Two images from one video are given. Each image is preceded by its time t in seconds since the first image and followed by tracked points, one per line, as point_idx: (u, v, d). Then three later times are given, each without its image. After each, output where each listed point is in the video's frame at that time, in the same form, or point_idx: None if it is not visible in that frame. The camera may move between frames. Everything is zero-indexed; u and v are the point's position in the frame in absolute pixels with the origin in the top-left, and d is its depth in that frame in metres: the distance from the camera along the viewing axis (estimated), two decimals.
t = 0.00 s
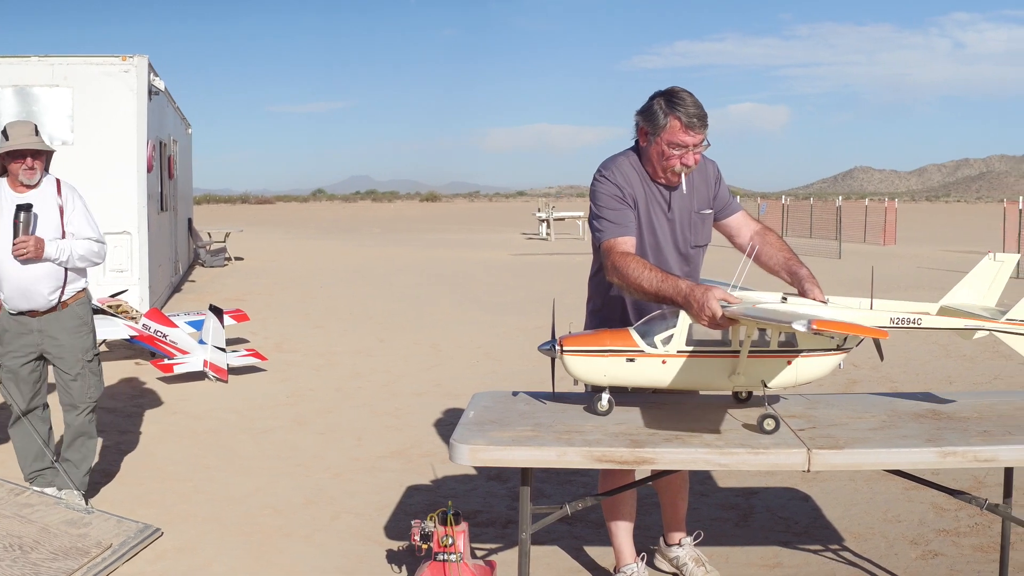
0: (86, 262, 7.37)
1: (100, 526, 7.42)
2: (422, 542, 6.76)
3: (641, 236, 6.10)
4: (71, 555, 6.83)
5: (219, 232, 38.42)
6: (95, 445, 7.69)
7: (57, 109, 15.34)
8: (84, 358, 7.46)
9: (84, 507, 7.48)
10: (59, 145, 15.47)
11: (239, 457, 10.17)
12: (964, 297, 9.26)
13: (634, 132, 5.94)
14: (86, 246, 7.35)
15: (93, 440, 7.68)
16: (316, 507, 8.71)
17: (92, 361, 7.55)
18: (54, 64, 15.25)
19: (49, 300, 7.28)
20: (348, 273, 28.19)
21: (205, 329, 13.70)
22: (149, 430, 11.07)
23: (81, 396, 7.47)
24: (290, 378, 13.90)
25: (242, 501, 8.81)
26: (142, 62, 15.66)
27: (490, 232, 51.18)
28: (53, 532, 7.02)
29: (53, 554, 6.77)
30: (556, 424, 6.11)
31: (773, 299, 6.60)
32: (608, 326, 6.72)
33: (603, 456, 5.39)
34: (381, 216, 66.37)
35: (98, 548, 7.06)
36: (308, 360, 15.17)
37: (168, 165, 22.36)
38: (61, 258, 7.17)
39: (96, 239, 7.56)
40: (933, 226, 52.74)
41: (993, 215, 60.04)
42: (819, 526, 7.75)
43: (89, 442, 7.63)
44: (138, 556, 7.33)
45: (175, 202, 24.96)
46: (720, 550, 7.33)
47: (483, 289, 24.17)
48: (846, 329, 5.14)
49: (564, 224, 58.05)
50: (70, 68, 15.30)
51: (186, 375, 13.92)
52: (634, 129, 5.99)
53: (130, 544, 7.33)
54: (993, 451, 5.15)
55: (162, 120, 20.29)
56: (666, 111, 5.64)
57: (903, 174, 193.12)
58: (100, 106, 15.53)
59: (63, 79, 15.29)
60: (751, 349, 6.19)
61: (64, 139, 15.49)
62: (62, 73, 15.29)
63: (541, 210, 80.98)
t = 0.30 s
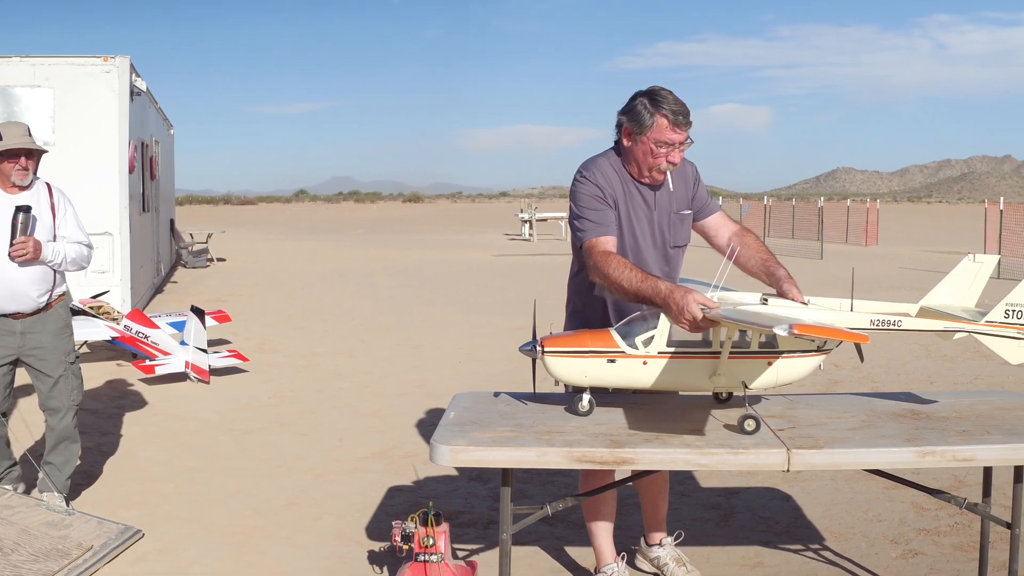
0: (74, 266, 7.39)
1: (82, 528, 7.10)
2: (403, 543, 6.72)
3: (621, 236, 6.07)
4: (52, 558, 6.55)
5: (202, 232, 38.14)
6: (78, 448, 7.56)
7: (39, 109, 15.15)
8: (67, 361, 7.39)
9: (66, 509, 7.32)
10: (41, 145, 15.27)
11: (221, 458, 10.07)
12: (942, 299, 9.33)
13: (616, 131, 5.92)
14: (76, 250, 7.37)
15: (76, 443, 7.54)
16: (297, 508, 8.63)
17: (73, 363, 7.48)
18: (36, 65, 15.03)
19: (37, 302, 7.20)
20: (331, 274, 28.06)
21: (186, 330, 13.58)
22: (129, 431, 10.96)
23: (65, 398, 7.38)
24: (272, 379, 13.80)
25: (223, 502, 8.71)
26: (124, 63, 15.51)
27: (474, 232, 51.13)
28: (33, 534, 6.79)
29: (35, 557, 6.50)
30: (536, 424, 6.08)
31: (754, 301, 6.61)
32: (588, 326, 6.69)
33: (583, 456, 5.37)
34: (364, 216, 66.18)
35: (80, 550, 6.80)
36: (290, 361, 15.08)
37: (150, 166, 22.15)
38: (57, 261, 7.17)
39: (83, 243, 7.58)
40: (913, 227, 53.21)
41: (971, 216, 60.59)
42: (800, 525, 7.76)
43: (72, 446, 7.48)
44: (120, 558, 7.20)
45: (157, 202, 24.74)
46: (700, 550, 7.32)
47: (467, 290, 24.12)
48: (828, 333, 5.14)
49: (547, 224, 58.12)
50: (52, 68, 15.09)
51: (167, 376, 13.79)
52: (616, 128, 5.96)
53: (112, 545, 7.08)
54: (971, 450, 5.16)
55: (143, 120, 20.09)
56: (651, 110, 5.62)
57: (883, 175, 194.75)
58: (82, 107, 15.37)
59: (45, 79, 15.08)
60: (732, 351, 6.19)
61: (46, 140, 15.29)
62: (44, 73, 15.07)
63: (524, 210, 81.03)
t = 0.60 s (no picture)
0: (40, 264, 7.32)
1: (59, 529, 7.27)
2: (381, 542, 6.64)
3: (595, 235, 6.04)
4: (30, 559, 6.68)
5: (181, 233, 37.80)
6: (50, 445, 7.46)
7: (17, 109, 14.94)
8: (37, 357, 7.30)
9: (43, 511, 7.35)
10: (18, 145, 15.05)
11: (200, 459, 9.96)
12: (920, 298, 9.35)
13: (593, 131, 5.87)
14: (43, 248, 7.31)
15: (48, 440, 7.43)
16: (276, 509, 8.55)
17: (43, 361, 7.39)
18: (14, 64, 14.85)
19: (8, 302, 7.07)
20: (311, 274, 27.88)
21: (166, 331, 13.43)
22: (106, 432, 10.82)
23: (36, 394, 7.26)
24: (252, 380, 13.67)
25: (202, 503, 8.62)
26: (104, 63, 15.31)
27: (455, 233, 51.02)
28: (11, 535, 6.89)
29: (11, 557, 6.61)
30: (515, 424, 6.04)
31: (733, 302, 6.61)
32: (565, 326, 6.66)
33: (561, 455, 5.33)
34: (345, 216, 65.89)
35: (57, 551, 6.93)
36: (269, 362, 14.95)
37: (130, 166, 21.91)
38: (27, 259, 7.11)
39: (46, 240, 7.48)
40: (891, 228, 53.64)
41: (948, 217, 61.13)
42: (779, 525, 7.77)
43: (45, 443, 7.37)
44: (97, 560, 7.20)
45: (136, 203, 24.49)
46: (680, 549, 7.30)
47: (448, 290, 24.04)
48: (809, 333, 5.14)
49: (529, 225, 58.13)
50: (30, 68, 14.90)
51: (146, 377, 13.63)
52: (593, 128, 5.92)
53: (89, 548, 7.17)
54: (948, 449, 5.16)
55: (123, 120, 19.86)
56: (626, 112, 5.58)
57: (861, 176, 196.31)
58: (60, 107, 15.15)
59: (23, 79, 14.88)
60: (711, 350, 6.18)
61: (25, 140, 15.07)
62: (22, 73, 14.88)
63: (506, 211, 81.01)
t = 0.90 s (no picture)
0: None
1: (33, 531, 7.19)
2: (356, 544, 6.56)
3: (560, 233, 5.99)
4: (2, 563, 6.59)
5: (156, 233, 37.36)
6: (17, 445, 7.32)
7: None
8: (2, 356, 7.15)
9: (15, 513, 7.24)
10: None
11: (174, 460, 9.81)
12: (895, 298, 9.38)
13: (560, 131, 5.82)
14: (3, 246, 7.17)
15: (15, 440, 7.30)
16: (252, 510, 8.43)
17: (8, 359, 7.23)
18: None
19: None
20: (287, 276, 27.65)
21: (141, 332, 13.24)
22: (78, 433, 10.64)
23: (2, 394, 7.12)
24: (227, 381, 13.50)
25: (177, 505, 8.48)
26: (78, 63, 15.04)
27: (433, 234, 50.85)
28: None
29: None
30: (490, 424, 5.97)
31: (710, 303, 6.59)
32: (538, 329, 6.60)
33: (537, 456, 5.28)
34: (321, 217, 65.54)
35: (31, 555, 6.83)
36: (244, 363, 14.78)
37: (105, 167, 21.60)
38: None
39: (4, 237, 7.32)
40: (866, 228, 54.10)
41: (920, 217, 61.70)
42: (755, 524, 7.75)
43: (11, 443, 7.24)
44: (70, 563, 7.06)
45: (111, 204, 24.17)
46: (656, 549, 7.27)
47: (425, 291, 23.91)
48: (784, 333, 5.13)
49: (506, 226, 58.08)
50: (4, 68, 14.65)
51: (121, 379, 13.42)
52: (560, 128, 5.87)
53: (63, 551, 7.09)
54: (924, 448, 5.15)
55: (98, 119, 19.54)
56: (589, 116, 5.51)
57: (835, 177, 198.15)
58: (34, 107, 14.89)
59: None
60: (686, 350, 6.15)
61: None
62: None
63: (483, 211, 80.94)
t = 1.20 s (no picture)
0: None
1: (7, 538, 7.18)
2: (334, 548, 6.48)
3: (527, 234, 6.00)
4: None
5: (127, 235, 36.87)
6: None
7: None
8: None
9: None
10: None
11: (148, 464, 9.66)
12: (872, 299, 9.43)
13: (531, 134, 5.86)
14: None
15: None
16: (227, 514, 8.31)
17: None
18: None
19: None
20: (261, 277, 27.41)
21: (113, 334, 13.05)
22: (49, 437, 10.44)
23: None
24: (202, 384, 13.34)
25: (151, 508, 8.35)
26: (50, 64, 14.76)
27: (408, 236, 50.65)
28: None
29: None
30: (468, 427, 5.92)
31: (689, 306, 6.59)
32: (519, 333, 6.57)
33: (515, 459, 5.23)
34: (294, 219, 65.08)
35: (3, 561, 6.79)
36: (218, 366, 14.61)
37: (76, 168, 21.28)
38: None
39: None
40: (838, 229, 54.61)
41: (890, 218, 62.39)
42: (732, 525, 7.77)
43: None
44: (43, 568, 6.95)
45: (83, 205, 23.83)
46: (633, 552, 7.26)
47: (400, 293, 23.79)
48: (765, 335, 5.12)
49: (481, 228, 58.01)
50: None
51: (93, 382, 13.22)
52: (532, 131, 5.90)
53: (37, 556, 7.01)
54: (903, 449, 5.17)
55: (69, 121, 19.25)
56: (556, 118, 5.54)
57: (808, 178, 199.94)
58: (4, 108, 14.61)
59: None
60: (665, 352, 6.14)
61: None
62: None
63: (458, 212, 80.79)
